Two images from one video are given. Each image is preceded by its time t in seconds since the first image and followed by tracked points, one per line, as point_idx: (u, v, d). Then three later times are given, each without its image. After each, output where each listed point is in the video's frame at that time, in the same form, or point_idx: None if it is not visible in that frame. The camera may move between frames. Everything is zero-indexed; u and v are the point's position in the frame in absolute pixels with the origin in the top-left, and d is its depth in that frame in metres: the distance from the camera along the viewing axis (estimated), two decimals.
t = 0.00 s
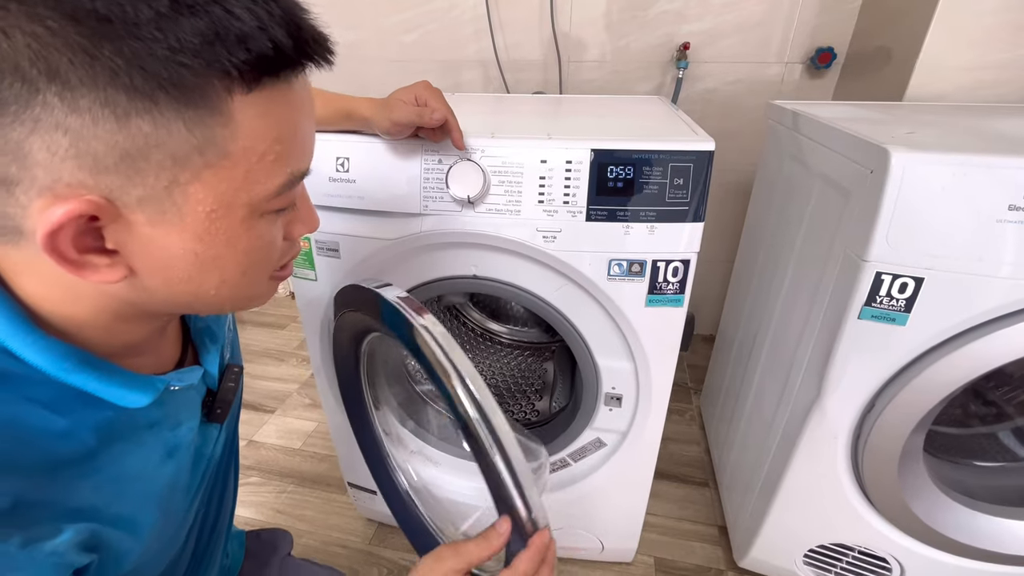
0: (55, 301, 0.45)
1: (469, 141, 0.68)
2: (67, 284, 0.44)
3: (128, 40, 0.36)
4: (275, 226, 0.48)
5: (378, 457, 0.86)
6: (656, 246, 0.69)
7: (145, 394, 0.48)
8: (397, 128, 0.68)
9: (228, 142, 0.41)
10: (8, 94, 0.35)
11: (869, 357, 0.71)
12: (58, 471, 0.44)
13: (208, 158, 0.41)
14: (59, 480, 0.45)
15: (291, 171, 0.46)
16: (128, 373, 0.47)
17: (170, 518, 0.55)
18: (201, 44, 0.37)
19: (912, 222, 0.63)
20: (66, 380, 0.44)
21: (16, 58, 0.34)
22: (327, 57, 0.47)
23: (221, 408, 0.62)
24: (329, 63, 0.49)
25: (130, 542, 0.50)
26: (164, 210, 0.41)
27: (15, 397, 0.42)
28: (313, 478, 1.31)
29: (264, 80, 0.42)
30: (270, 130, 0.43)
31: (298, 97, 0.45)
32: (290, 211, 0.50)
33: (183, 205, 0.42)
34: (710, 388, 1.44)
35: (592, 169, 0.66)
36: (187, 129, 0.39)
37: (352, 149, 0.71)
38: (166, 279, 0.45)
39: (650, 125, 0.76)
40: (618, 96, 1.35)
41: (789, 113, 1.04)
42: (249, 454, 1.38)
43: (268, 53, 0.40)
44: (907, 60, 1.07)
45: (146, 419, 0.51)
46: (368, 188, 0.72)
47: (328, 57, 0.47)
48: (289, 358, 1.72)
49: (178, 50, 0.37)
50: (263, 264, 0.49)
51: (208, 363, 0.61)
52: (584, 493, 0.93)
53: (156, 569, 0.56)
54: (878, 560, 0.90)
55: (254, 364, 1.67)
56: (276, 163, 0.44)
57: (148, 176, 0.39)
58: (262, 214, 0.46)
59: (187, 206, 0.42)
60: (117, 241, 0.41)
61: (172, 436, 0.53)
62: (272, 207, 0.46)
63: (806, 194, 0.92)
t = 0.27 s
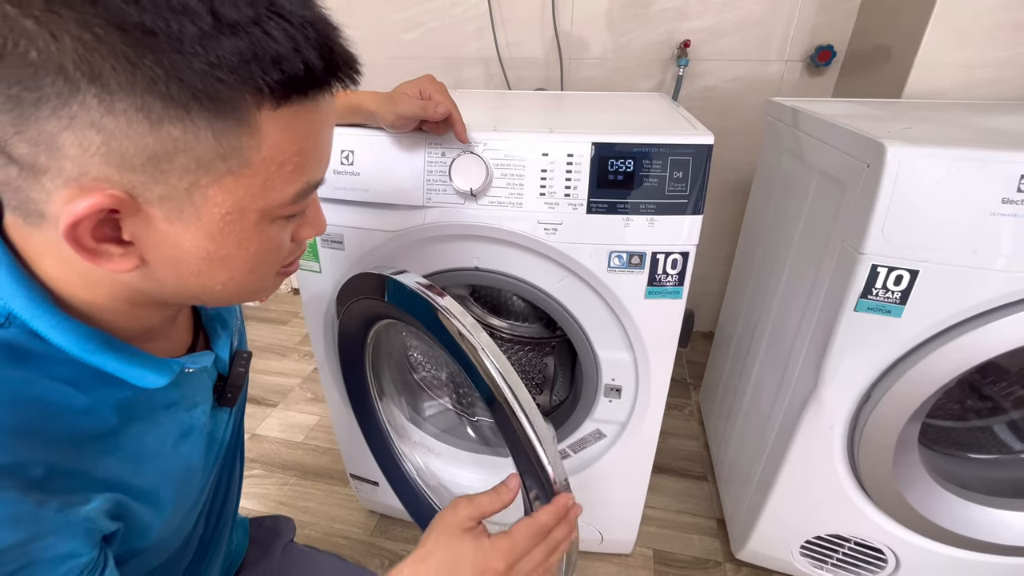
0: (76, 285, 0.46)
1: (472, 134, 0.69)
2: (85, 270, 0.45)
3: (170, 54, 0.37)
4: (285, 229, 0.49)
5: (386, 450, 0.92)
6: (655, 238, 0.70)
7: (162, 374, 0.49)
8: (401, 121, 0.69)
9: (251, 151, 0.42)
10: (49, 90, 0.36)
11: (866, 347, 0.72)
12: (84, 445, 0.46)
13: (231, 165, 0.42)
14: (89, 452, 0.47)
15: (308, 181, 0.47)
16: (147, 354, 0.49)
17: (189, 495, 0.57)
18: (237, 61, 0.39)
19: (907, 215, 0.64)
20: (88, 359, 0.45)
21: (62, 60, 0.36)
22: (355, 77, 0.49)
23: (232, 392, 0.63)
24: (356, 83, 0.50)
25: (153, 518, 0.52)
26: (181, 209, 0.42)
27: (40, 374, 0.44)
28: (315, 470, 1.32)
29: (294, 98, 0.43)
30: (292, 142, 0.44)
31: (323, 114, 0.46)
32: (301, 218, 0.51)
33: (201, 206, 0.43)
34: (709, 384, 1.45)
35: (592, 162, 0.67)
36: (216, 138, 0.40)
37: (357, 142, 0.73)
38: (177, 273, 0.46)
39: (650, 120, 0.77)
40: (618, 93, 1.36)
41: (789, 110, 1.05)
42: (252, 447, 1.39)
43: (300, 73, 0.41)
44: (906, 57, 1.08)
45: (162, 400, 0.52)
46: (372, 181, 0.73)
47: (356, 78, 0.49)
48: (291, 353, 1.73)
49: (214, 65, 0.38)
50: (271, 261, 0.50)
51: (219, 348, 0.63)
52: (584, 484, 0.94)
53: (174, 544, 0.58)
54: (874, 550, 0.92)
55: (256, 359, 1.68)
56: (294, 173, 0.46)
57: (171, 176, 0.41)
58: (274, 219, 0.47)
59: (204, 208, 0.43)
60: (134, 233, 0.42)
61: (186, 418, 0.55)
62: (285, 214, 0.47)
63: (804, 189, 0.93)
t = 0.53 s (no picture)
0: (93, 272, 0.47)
1: (473, 126, 0.70)
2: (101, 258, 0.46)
3: (206, 64, 0.38)
4: (297, 230, 0.50)
5: (388, 439, 0.93)
6: (654, 229, 0.71)
7: (179, 358, 0.50)
8: (404, 114, 0.70)
9: (274, 157, 0.43)
10: (88, 89, 0.38)
11: (862, 339, 0.73)
12: (104, 425, 0.47)
13: (254, 169, 0.43)
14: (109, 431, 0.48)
15: (325, 188, 0.48)
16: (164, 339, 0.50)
17: (197, 475, 0.59)
18: (271, 75, 0.39)
19: (901, 207, 0.65)
20: (107, 341, 0.46)
21: (105, 63, 0.37)
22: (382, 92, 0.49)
23: (242, 378, 0.65)
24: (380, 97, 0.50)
25: (162, 495, 0.54)
26: (202, 208, 0.43)
27: (62, 354, 0.45)
28: (316, 463, 1.33)
29: (321, 111, 0.43)
30: (313, 150, 0.45)
31: (345, 125, 0.47)
32: (315, 220, 0.51)
33: (222, 206, 0.43)
34: (708, 379, 1.45)
35: (592, 154, 0.68)
36: (243, 144, 0.41)
37: (359, 134, 0.73)
38: (192, 267, 0.47)
39: (649, 114, 0.78)
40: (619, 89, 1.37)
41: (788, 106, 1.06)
42: (254, 439, 1.40)
43: (330, 88, 0.42)
44: (905, 54, 1.09)
45: (176, 383, 0.54)
46: (374, 172, 0.74)
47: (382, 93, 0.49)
48: (293, 347, 1.74)
49: (248, 77, 0.39)
50: (281, 260, 0.50)
51: (229, 335, 0.64)
52: (583, 475, 0.95)
53: (181, 521, 0.61)
54: (869, 540, 0.93)
55: (258, 353, 1.69)
56: (311, 179, 0.46)
57: (197, 178, 0.41)
58: (290, 220, 0.47)
59: (225, 208, 0.43)
60: (155, 226, 0.43)
61: (196, 402, 0.57)
62: (301, 215, 0.48)
63: (802, 183, 0.94)
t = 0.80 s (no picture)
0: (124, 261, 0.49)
1: (475, 122, 0.71)
2: (131, 247, 0.48)
3: (261, 57, 0.40)
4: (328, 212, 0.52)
5: (388, 431, 0.95)
6: (653, 224, 0.72)
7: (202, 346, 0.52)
8: (407, 109, 0.71)
9: (314, 141, 0.45)
10: (152, 86, 0.39)
11: (859, 332, 0.74)
12: (128, 412, 0.49)
13: (298, 154, 0.45)
14: (133, 420, 0.49)
15: (355, 169, 0.50)
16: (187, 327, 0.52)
17: (207, 462, 0.61)
18: (317, 66, 0.41)
19: (898, 202, 0.66)
20: (136, 328, 0.48)
21: (169, 60, 0.39)
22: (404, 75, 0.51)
23: (256, 368, 0.66)
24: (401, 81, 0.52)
25: (175, 483, 0.56)
26: (252, 192, 0.45)
27: (92, 339, 0.46)
28: (318, 457, 1.34)
29: (357, 97, 0.46)
30: (347, 134, 0.47)
31: (371, 108, 0.49)
32: (344, 202, 0.54)
33: (270, 189, 0.46)
34: (707, 376, 1.46)
35: (592, 149, 0.69)
36: (290, 131, 0.43)
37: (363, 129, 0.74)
38: (235, 251, 0.49)
39: (650, 110, 0.79)
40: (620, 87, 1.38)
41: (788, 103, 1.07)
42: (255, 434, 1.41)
43: (366, 76, 0.44)
44: (904, 52, 1.10)
45: (195, 372, 0.55)
46: (377, 166, 0.75)
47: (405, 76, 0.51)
48: (294, 343, 1.75)
49: (298, 69, 0.41)
50: (315, 241, 0.53)
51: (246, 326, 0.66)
52: (582, 469, 0.96)
53: (195, 505, 0.62)
54: (865, 534, 0.94)
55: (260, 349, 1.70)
56: (340, 161, 0.48)
57: (247, 165, 0.44)
58: (326, 201, 0.50)
59: (272, 192, 0.46)
60: (208, 215, 0.45)
61: (213, 391, 0.57)
62: (335, 195, 0.50)
63: (801, 179, 0.95)
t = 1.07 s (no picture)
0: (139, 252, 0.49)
1: (477, 118, 0.71)
2: (146, 238, 0.48)
3: (285, 45, 0.41)
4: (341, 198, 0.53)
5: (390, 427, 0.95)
6: (654, 219, 0.72)
7: (217, 334, 0.53)
8: (410, 105, 0.71)
9: (332, 127, 0.46)
10: (180, 76, 0.40)
11: (858, 328, 0.74)
12: (152, 397, 0.50)
13: (318, 139, 0.46)
14: (155, 407, 0.50)
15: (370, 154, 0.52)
16: (203, 317, 0.53)
17: (220, 449, 0.62)
18: (336, 53, 0.43)
19: (896, 196, 0.66)
20: (155, 317, 0.49)
21: (196, 50, 0.40)
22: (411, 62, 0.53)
23: (265, 358, 0.69)
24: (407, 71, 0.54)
25: (196, 467, 0.57)
26: (275, 176, 0.46)
27: (114, 328, 0.47)
28: (319, 453, 1.35)
29: (371, 83, 0.47)
30: (362, 120, 0.48)
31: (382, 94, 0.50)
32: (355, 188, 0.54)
33: (290, 174, 0.46)
34: (707, 374, 1.47)
35: (594, 145, 0.69)
36: (310, 117, 0.44)
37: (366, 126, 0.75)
38: (257, 235, 0.49)
39: (652, 107, 0.79)
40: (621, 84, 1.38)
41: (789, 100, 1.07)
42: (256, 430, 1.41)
43: (378, 61, 0.46)
44: (905, 50, 1.10)
45: (209, 362, 0.56)
46: (379, 162, 0.75)
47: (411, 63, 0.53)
48: (295, 340, 1.75)
49: (319, 56, 0.42)
50: (329, 228, 0.54)
51: (256, 317, 0.69)
52: (582, 465, 0.97)
53: (205, 495, 0.63)
54: (865, 531, 0.94)
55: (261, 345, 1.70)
56: (357, 146, 0.49)
57: (271, 151, 0.44)
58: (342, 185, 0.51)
59: (293, 176, 0.47)
60: (232, 202, 0.46)
61: (226, 380, 0.59)
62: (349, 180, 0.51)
63: (801, 175, 0.95)
